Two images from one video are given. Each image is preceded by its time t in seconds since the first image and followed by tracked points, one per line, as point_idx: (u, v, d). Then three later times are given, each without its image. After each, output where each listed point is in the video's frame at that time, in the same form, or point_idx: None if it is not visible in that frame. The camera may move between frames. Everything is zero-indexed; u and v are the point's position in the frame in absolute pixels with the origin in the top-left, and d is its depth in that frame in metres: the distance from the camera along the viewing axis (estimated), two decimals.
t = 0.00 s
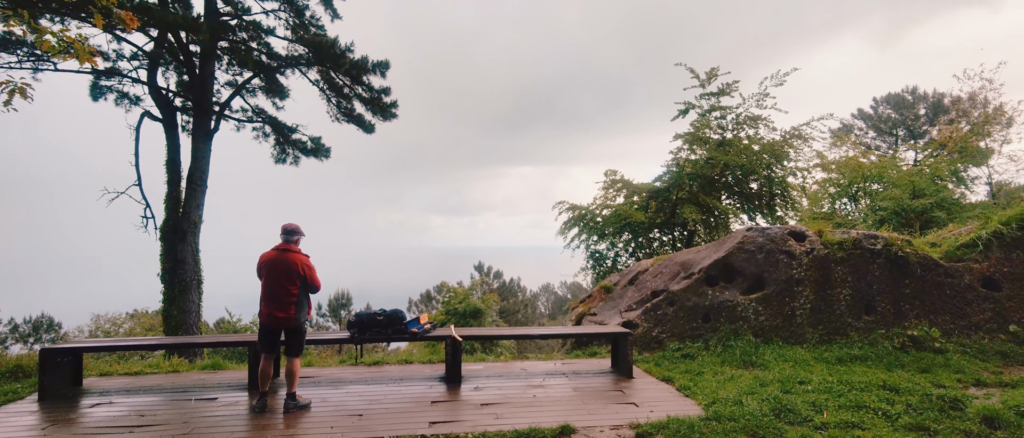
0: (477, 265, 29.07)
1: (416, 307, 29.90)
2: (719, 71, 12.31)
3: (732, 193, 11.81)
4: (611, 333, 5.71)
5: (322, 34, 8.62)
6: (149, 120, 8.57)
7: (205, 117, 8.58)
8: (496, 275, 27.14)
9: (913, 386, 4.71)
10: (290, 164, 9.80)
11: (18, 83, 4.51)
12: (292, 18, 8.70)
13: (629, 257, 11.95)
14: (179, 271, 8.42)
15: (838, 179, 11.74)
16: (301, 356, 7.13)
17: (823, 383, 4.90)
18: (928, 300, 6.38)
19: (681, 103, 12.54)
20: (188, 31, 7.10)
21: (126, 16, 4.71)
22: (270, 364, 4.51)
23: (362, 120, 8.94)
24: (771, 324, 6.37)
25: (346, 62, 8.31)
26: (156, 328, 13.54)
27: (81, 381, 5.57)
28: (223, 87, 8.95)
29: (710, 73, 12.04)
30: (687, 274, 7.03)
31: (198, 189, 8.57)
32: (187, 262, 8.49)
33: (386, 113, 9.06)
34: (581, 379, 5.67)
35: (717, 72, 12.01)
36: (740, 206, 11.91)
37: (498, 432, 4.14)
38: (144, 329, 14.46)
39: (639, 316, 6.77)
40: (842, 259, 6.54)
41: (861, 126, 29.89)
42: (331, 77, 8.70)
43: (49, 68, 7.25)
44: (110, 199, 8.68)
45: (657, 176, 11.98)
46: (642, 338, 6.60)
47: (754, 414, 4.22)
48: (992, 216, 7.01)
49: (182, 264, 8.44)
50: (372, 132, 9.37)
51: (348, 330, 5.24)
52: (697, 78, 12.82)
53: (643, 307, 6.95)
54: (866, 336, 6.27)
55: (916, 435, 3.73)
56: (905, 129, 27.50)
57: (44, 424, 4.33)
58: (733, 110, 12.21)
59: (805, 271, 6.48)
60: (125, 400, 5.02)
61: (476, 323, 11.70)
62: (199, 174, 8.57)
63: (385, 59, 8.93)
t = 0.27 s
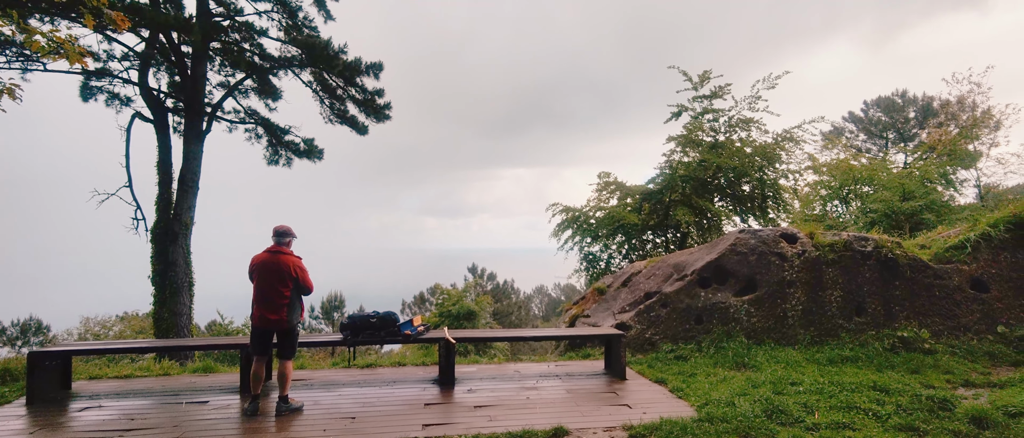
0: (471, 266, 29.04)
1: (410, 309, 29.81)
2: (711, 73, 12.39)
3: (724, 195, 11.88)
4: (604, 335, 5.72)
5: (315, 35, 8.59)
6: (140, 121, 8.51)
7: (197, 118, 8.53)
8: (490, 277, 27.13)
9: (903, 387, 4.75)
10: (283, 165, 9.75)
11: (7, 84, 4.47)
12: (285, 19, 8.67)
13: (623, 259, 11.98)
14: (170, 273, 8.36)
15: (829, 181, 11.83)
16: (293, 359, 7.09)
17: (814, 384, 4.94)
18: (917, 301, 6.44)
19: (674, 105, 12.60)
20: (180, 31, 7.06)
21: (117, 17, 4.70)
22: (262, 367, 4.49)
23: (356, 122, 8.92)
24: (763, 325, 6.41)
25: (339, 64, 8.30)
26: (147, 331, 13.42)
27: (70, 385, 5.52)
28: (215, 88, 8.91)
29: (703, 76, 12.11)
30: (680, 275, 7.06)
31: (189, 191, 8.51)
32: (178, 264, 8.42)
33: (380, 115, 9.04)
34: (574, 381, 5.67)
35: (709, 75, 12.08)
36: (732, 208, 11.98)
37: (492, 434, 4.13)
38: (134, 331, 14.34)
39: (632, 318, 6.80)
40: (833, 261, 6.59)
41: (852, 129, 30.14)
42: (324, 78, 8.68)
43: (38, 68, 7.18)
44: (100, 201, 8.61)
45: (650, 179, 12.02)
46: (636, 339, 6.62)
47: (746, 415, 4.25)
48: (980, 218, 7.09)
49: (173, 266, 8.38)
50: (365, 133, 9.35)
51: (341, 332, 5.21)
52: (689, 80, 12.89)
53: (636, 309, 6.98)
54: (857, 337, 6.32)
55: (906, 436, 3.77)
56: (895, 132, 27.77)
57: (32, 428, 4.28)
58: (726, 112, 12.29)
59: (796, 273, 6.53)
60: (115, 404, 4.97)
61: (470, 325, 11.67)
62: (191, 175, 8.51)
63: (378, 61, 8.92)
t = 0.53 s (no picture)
0: (464, 268, 29.00)
1: (403, 311, 29.71)
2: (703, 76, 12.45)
3: (717, 197, 11.94)
4: (597, 336, 5.73)
5: (308, 36, 8.57)
6: (131, 121, 8.44)
7: (189, 119, 8.47)
8: (483, 279, 27.11)
9: (893, 387, 4.79)
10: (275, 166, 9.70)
11: None
12: (278, 20, 8.64)
13: (616, 260, 12.01)
14: (161, 275, 8.29)
15: (821, 183, 11.93)
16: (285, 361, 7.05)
17: (806, 384, 4.97)
18: (907, 303, 6.50)
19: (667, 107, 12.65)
20: (172, 32, 7.01)
21: (107, 17, 4.67)
22: (254, 370, 4.46)
23: (349, 123, 8.90)
24: (755, 326, 6.45)
25: (332, 65, 8.28)
26: (137, 333, 13.29)
27: (58, 388, 5.45)
28: (207, 88, 8.85)
29: (695, 78, 12.18)
30: (673, 277, 7.09)
31: (181, 192, 8.44)
32: (169, 266, 8.35)
33: (373, 116, 9.02)
34: (568, 382, 5.68)
35: (701, 78, 12.15)
36: (724, 210, 12.05)
37: (485, 436, 4.12)
38: (124, 334, 14.19)
39: (625, 319, 6.82)
40: (824, 262, 6.65)
41: (842, 132, 30.40)
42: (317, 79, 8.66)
43: (26, 68, 7.11)
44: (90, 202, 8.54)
45: (643, 181, 12.07)
46: (629, 341, 6.64)
47: (738, 416, 4.27)
48: (968, 220, 7.18)
49: (164, 268, 8.31)
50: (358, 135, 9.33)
51: (334, 334, 5.19)
52: (682, 83, 12.96)
53: (629, 310, 7.00)
54: (848, 338, 6.37)
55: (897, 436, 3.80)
56: (885, 135, 28.06)
57: (19, 432, 4.23)
58: (718, 115, 12.36)
59: (788, 274, 6.57)
60: (104, 407, 4.92)
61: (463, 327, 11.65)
62: (182, 176, 8.45)
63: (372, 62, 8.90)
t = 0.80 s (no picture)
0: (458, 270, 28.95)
1: (396, 313, 29.62)
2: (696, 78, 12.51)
3: (709, 199, 12.00)
4: (590, 338, 5.73)
5: (301, 37, 8.54)
6: (121, 122, 8.37)
7: (180, 120, 8.41)
8: (477, 281, 27.09)
9: (883, 388, 4.83)
10: (267, 168, 9.65)
11: None
12: (271, 21, 8.61)
13: (609, 262, 12.04)
14: (151, 277, 8.22)
15: (812, 186, 12.03)
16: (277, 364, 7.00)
17: (797, 386, 5.00)
18: (897, 304, 6.56)
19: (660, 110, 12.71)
20: (163, 32, 6.97)
21: (97, 18, 4.63)
22: (246, 373, 4.43)
23: (342, 125, 8.87)
24: (747, 328, 6.48)
25: (326, 66, 8.26)
26: (127, 336, 13.16)
27: (46, 392, 5.39)
28: (199, 89, 8.80)
29: (688, 81, 12.24)
30: (666, 279, 7.12)
31: (171, 193, 8.38)
32: (159, 268, 8.28)
33: (366, 118, 9.00)
34: (561, 384, 5.68)
35: (694, 80, 12.22)
36: (717, 212, 12.12)
37: None
38: (113, 337, 14.05)
39: (619, 321, 6.84)
40: (815, 264, 6.69)
41: (833, 135, 30.66)
42: (310, 81, 8.63)
43: (15, 68, 7.04)
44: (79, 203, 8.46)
45: (636, 183, 12.12)
46: (622, 342, 6.66)
47: (731, 418, 4.29)
48: (957, 222, 7.26)
49: (154, 270, 8.24)
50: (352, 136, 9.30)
51: (326, 336, 5.16)
52: (675, 86, 13.02)
53: (622, 312, 7.02)
54: (839, 339, 6.42)
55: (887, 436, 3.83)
56: (875, 138, 28.33)
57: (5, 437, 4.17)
58: (711, 117, 12.43)
59: (780, 276, 6.61)
60: (93, 411, 4.86)
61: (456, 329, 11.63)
62: (173, 178, 8.39)
63: (365, 63, 8.88)
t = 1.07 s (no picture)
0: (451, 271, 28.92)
1: (389, 315, 29.53)
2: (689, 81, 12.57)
3: (702, 201, 12.06)
4: (583, 340, 5.74)
5: (294, 38, 8.51)
6: (111, 123, 8.30)
7: (171, 121, 8.35)
8: (470, 282, 27.06)
9: (873, 388, 4.87)
10: (259, 169, 9.59)
11: None
12: (263, 21, 8.57)
13: (602, 264, 12.07)
14: (142, 279, 8.15)
15: (804, 188, 12.13)
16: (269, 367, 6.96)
17: (789, 387, 5.03)
18: (887, 305, 6.62)
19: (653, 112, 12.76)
20: (155, 32, 6.92)
21: (86, 17, 4.59)
22: (237, 376, 4.39)
23: (335, 126, 8.84)
24: (739, 329, 6.51)
25: (319, 67, 8.23)
26: (117, 338, 13.03)
27: (33, 395, 5.32)
28: (190, 90, 8.75)
29: (681, 83, 12.30)
30: (658, 281, 7.14)
31: (162, 195, 8.31)
32: (150, 270, 8.21)
33: (360, 119, 8.97)
34: (554, 386, 5.68)
35: (687, 83, 12.28)
36: (710, 213, 12.18)
37: None
38: (103, 340, 13.92)
39: (612, 323, 6.86)
40: (807, 266, 6.74)
41: (825, 137, 30.91)
42: (303, 82, 8.60)
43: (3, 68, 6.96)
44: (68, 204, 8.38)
45: (629, 185, 12.16)
46: (615, 344, 6.68)
47: (723, 419, 4.30)
48: (945, 224, 7.34)
49: (145, 272, 8.17)
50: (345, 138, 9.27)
51: (318, 339, 5.14)
52: (668, 88, 13.08)
53: (615, 314, 7.04)
54: (830, 340, 6.47)
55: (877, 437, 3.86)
56: (866, 140, 28.60)
57: None
58: (703, 120, 12.50)
59: (771, 277, 6.65)
60: (81, 414, 4.81)
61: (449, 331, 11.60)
62: (164, 179, 8.33)
63: (359, 64, 8.86)
